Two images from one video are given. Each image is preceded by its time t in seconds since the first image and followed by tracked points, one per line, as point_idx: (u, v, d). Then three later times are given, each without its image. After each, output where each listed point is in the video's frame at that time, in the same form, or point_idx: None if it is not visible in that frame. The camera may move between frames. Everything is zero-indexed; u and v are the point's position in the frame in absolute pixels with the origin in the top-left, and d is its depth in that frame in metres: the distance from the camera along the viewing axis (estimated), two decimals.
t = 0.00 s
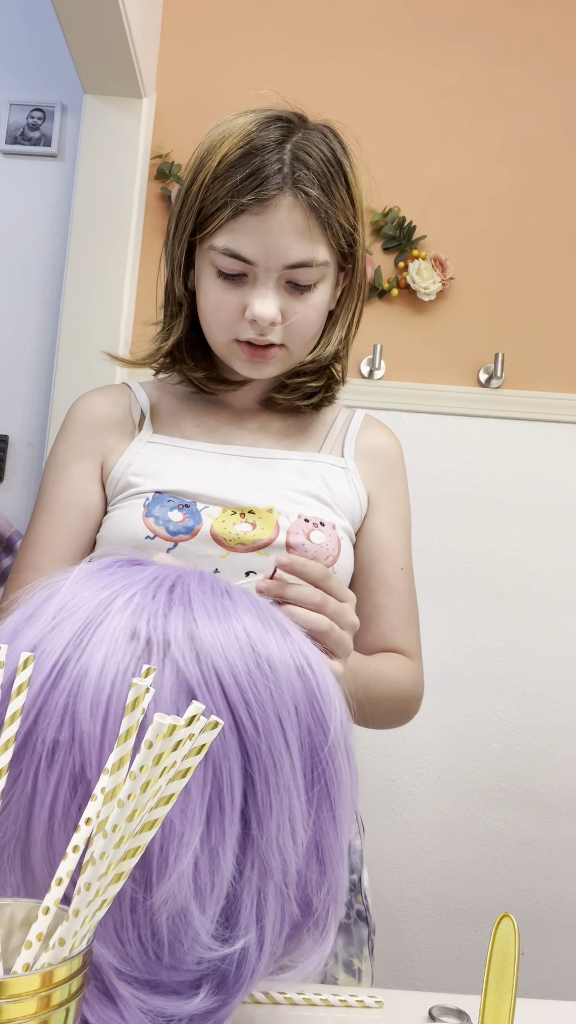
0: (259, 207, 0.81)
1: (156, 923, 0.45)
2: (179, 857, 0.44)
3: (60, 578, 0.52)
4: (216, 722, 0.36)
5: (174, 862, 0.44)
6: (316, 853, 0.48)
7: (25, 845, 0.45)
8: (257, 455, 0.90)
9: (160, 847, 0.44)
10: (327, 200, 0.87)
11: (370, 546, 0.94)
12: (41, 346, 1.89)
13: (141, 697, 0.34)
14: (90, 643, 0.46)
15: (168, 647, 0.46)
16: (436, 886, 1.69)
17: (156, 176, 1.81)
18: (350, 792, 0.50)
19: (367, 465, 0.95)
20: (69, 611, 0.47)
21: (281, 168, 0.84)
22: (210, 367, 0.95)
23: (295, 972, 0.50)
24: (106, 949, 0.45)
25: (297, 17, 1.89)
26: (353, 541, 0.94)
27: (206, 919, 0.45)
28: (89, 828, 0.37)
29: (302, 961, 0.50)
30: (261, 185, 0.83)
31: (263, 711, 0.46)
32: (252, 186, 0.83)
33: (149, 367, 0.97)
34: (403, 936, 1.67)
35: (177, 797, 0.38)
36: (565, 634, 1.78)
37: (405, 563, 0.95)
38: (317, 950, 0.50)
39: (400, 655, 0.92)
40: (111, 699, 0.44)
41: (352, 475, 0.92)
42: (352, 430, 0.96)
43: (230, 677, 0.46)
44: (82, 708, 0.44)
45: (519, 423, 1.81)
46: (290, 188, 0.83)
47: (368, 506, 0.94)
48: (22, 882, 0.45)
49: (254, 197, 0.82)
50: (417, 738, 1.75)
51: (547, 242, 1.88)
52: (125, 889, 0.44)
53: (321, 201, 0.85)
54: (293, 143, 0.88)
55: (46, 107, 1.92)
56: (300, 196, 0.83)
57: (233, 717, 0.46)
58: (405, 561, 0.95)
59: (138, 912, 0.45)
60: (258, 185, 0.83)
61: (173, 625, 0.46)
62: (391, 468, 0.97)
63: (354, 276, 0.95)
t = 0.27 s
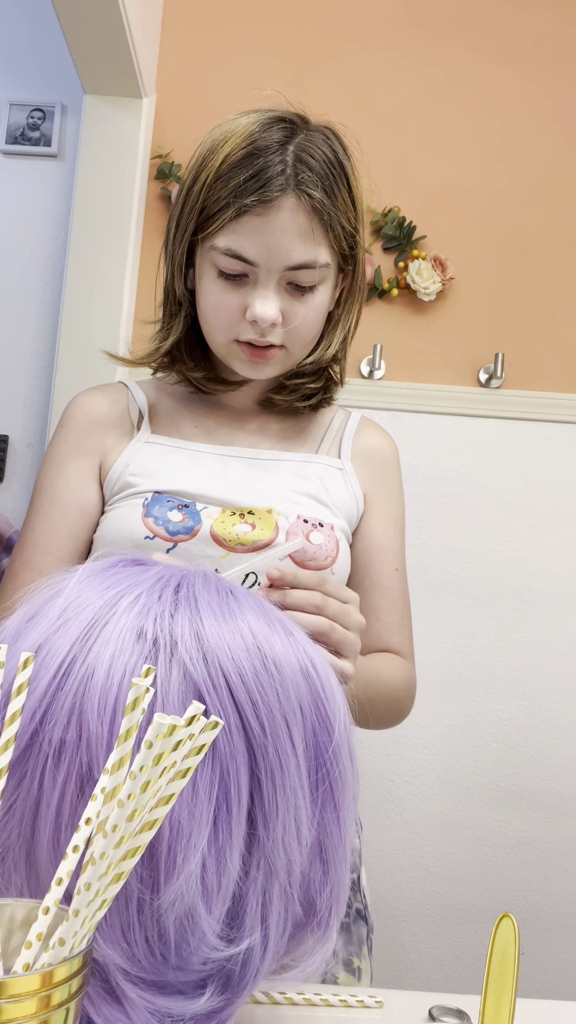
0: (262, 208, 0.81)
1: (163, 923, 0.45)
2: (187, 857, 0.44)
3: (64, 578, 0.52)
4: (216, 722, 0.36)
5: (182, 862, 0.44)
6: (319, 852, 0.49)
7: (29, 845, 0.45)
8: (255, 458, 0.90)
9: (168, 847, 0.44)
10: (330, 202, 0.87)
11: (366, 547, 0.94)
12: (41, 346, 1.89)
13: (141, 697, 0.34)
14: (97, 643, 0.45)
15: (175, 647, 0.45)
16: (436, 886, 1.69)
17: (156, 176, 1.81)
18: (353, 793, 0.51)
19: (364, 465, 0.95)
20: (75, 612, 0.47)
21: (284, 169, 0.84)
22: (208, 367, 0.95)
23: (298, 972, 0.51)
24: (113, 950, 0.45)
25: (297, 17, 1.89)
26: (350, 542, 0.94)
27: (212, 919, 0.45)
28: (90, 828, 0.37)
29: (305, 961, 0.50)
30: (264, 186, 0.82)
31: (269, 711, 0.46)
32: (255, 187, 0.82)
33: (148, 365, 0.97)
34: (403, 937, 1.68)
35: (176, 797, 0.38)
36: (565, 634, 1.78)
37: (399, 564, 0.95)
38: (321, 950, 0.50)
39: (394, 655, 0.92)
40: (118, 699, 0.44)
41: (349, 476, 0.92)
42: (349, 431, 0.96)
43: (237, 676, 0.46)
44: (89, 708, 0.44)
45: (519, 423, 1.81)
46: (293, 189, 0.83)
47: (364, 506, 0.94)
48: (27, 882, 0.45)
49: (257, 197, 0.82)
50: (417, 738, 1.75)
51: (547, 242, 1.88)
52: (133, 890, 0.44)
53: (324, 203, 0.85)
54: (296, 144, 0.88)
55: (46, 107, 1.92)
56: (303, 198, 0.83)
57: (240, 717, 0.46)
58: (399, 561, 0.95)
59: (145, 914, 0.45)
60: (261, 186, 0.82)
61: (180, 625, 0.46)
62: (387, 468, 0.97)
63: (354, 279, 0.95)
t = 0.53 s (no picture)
0: (263, 208, 0.81)
1: (148, 923, 0.45)
2: (171, 857, 0.44)
3: (58, 579, 0.52)
4: (216, 722, 0.36)
5: (166, 862, 0.44)
6: (311, 853, 0.49)
7: (19, 844, 0.45)
8: (253, 459, 0.91)
9: (153, 847, 0.44)
10: (331, 203, 0.87)
11: (363, 546, 0.94)
12: (41, 346, 1.89)
13: (141, 697, 0.34)
14: (85, 643, 0.46)
15: (163, 646, 0.45)
16: (436, 886, 1.69)
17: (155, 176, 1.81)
18: (347, 794, 0.50)
19: (361, 465, 0.95)
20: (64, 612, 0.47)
21: (286, 170, 0.84)
22: (207, 367, 0.95)
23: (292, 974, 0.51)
24: (99, 950, 0.45)
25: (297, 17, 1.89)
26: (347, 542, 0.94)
27: (199, 919, 0.45)
28: (89, 828, 0.37)
29: (299, 962, 0.50)
30: (265, 187, 0.82)
31: (258, 711, 0.46)
32: (256, 187, 0.82)
33: (146, 364, 0.96)
34: (403, 937, 1.68)
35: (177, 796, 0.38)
36: (565, 634, 1.78)
37: (396, 563, 0.95)
38: (314, 952, 0.50)
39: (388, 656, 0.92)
40: (104, 698, 0.44)
41: (346, 476, 0.93)
42: (347, 431, 0.96)
43: (224, 676, 0.46)
44: (76, 708, 0.44)
45: (519, 423, 1.81)
46: (294, 190, 0.83)
47: (362, 506, 0.94)
48: (18, 882, 0.45)
49: (258, 198, 0.82)
50: (418, 738, 1.75)
51: (547, 242, 1.88)
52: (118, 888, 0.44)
53: (325, 204, 0.85)
54: (297, 145, 0.88)
55: (46, 107, 1.92)
56: (305, 199, 0.83)
57: (227, 717, 0.46)
58: (396, 561, 0.95)
59: (130, 913, 0.45)
60: (262, 186, 0.82)
61: (168, 624, 0.46)
62: (384, 468, 0.97)
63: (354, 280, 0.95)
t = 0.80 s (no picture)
0: (265, 210, 0.81)
1: (150, 924, 0.45)
2: (173, 859, 0.44)
3: (59, 579, 0.53)
4: (216, 722, 0.36)
5: (168, 864, 0.44)
6: (313, 854, 0.49)
7: (20, 845, 0.45)
8: (251, 459, 0.91)
9: (155, 849, 0.44)
10: (333, 206, 0.87)
11: (362, 546, 0.94)
12: (41, 346, 1.89)
13: (141, 697, 0.34)
14: (87, 644, 0.46)
15: (165, 648, 0.45)
16: (436, 886, 1.69)
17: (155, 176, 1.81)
18: (348, 795, 0.51)
19: (359, 466, 0.95)
20: (65, 611, 0.48)
21: (288, 172, 0.84)
22: (206, 367, 0.95)
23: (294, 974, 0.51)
24: (101, 951, 0.45)
25: (297, 17, 1.89)
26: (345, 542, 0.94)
27: (200, 921, 0.45)
28: (90, 828, 0.37)
29: (300, 962, 0.51)
30: (268, 188, 0.82)
31: (260, 712, 0.46)
32: (258, 188, 0.82)
33: (145, 364, 0.95)
34: (403, 937, 1.68)
35: (177, 797, 0.38)
36: (565, 634, 1.78)
37: (395, 563, 0.95)
38: (315, 952, 0.50)
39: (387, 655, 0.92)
40: (106, 699, 0.44)
41: (344, 476, 0.93)
42: (345, 431, 0.96)
43: (226, 677, 0.46)
44: (78, 709, 0.44)
45: (519, 422, 1.82)
46: (297, 192, 0.83)
47: (360, 507, 0.94)
48: (19, 883, 0.45)
49: (261, 199, 0.81)
50: (418, 738, 1.74)
51: (547, 242, 1.88)
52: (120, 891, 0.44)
53: (327, 206, 0.85)
54: (300, 146, 0.88)
55: (46, 107, 1.92)
56: (307, 201, 0.83)
57: (229, 718, 0.46)
58: (395, 561, 0.95)
59: (133, 915, 0.45)
60: (264, 188, 0.82)
61: (169, 625, 0.46)
62: (383, 469, 0.97)
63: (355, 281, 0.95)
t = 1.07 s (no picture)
0: (266, 210, 0.81)
1: (151, 926, 0.45)
2: (174, 860, 0.44)
3: (57, 579, 0.52)
4: (216, 722, 0.36)
5: (168, 865, 0.44)
6: (313, 854, 0.49)
7: (19, 845, 0.45)
8: (251, 459, 0.91)
9: (155, 849, 0.44)
10: (334, 206, 0.87)
11: (362, 545, 0.94)
12: (40, 345, 1.89)
13: (141, 697, 0.34)
14: (87, 644, 0.46)
15: (164, 648, 0.45)
16: (436, 886, 1.70)
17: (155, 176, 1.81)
18: (348, 795, 0.51)
19: (359, 466, 0.95)
20: (64, 611, 0.48)
21: (289, 172, 0.84)
22: (206, 367, 0.95)
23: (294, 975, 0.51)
24: (101, 952, 0.45)
25: (297, 17, 1.89)
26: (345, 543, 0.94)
27: (201, 921, 0.45)
28: (90, 828, 0.37)
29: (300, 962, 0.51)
30: (268, 188, 0.82)
31: (260, 713, 0.46)
32: (259, 189, 0.82)
33: (145, 363, 0.95)
34: (402, 937, 1.67)
35: (176, 797, 0.38)
36: (564, 634, 1.78)
37: (397, 562, 0.95)
38: (316, 951, 0.50)
39: (389, 655, 0.91)
40: (106, 699, 0.44)
41: (344, 477, 0.93)
42: (345, 431, 0.96)
43: (225, 678, 0.46)
44: (77, 710, 0.44)
45: (519, 422, 1.82)
46: (298, 193, 0.83)
47: (360, 506, 0.94)
48: (18, 883, 0.45)
49: (261, 199, 0.81)
50: (418, 738, 1.74)
51: (546, 242, 1.88)
52: (121, 892, 0.44)
53: (328, 206, 0.85)
54: (301, 147, 0.88)
55: (46, 107, 1.91)
56: (308, 201, 0.83)
57: (229, 719, 0.46)
58: (396, 560, 0.95)
59: (133, 916, 0.45)
60: (265, 188, 0.82)
61: (168, 625, 0.46)
62: (384, 468, 0.97)
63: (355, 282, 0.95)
